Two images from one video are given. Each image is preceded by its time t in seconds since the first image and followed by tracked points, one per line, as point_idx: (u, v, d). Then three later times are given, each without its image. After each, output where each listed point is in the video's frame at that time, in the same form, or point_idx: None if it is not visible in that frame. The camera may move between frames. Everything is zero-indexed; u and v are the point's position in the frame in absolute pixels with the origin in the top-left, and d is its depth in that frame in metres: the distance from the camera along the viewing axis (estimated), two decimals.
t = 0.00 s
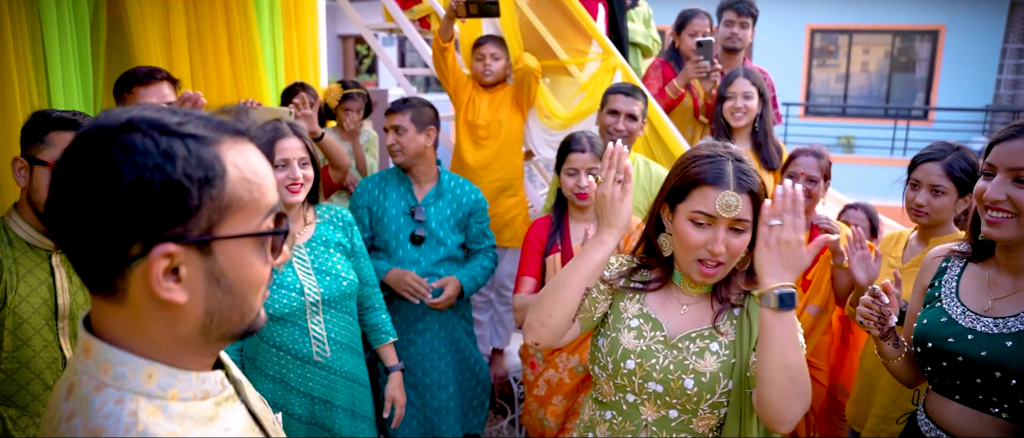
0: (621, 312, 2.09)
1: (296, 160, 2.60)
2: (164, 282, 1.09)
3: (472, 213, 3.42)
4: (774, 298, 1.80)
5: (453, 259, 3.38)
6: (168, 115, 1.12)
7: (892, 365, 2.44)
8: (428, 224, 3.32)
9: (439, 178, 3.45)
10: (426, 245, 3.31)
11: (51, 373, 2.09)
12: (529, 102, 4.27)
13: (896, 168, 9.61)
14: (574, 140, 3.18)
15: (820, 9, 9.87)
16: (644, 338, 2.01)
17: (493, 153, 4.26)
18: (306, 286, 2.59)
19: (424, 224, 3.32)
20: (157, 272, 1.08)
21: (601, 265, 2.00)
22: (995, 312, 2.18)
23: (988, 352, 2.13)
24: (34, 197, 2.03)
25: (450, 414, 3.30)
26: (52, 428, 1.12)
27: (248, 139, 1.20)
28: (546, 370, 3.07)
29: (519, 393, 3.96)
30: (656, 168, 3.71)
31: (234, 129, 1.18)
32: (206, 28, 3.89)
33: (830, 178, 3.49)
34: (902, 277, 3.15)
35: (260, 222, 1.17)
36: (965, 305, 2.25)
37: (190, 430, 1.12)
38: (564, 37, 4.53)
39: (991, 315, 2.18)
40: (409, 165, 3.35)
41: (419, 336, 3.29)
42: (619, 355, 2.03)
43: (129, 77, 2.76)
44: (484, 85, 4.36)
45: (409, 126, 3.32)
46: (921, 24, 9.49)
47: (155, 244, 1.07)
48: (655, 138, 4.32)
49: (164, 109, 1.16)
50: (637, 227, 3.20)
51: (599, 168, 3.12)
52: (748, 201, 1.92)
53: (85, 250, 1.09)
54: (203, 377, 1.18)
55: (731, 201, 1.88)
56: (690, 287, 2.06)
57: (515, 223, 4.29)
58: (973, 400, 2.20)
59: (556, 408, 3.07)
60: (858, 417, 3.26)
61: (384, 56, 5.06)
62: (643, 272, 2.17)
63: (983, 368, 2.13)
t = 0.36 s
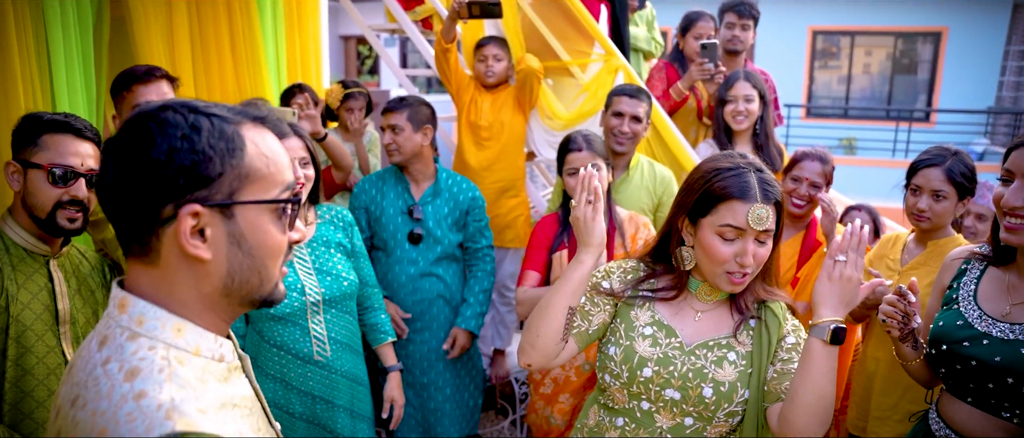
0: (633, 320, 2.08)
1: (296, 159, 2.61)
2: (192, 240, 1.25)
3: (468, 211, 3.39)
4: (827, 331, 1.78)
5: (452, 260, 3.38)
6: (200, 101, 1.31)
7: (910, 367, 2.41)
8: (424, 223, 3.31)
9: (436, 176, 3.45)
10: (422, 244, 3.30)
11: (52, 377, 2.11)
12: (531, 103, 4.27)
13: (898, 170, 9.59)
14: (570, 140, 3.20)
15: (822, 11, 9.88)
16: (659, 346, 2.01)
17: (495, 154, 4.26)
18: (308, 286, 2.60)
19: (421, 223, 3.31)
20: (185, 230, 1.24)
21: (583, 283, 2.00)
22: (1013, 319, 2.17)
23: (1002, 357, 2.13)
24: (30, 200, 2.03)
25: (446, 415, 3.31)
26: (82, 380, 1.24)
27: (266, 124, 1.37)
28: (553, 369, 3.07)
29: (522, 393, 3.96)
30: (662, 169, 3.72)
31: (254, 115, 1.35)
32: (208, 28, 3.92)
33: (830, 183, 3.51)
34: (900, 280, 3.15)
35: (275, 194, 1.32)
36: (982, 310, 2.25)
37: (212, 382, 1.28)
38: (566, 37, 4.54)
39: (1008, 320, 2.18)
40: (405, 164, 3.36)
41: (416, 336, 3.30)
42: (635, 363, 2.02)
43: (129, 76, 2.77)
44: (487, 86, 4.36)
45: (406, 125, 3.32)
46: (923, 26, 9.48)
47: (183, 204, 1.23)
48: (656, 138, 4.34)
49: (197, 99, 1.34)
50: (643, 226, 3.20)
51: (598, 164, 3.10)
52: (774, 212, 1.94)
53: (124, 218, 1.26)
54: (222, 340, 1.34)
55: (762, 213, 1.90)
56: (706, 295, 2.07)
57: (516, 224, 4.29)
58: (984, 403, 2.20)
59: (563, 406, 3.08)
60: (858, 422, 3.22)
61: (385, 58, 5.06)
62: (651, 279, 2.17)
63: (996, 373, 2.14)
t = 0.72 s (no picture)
0: (639, 323, 2.09)
1: (296, 159, 2.61)
2: (201, 231, 1.41)
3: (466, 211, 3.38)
4: (836, 341, 1.77)
5: (449, 260, 3.39)
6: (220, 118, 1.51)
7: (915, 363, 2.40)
8: (420, 224, 3.31)
9: (432, 175, 3.44)
10: (419, 244, 3.30)
11: (47, 377, 2.14)
12: (532, 103, 4.28)
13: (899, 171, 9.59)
14: (566, 143, 3.21)
15: (822, 13, 9.89)
16: (666, 347, 2.02)
17: (496, 154, 4.27)
18: (307, 286, 2.60)
19: (417, 224, 3.31)
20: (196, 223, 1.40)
21: (580, 296, 2.02)
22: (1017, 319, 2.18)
23: (1002, 354, 2.14)
24: (4, 197, 2.03)
25: (446, 414, 3.31)
26: (104, 343, 1.38)
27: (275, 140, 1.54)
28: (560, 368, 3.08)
29: (522, 393, 3.83)
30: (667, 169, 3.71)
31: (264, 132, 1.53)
32: (209, 29, 3.92)
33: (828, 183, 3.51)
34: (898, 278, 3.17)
35: (278, 197, 1.48)
36: (987, 309, 2.25)
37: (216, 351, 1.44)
38: (568, 38, 4.54)
39: (1012, 319, 2.19)
40: (400, 165, 3.36)
41: (413, 336, 3.31)
42: (641, 365, 2.02)
43: (127, 75, 2.77)
44: (488, 87, 4.36)
45: (401, 126, 3.33)
46: (924, 27, 9.48)
47: (194, 199, 1.39)
48: (656, 139, 4.35)
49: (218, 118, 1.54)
50: (647, 226, 3.19)
51: (595, 165, 3.11)
52: (762, 206, 1.94)
53: (146, 215, 1.43)
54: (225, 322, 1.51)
55: (745, 207, 1.91)
56: (710, 298, 2.07)
57: (517, 224, 4.29)
58: (984, 400, 2.22)
59: (568, 404, 3.09)
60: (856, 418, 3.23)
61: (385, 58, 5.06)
62: (658, 282, 2.17)
63: (994, 371, 2.16)
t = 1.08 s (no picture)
0: (631, 313, 2.10)
1: (295, 156, 2.62)
2: (200, 238, 1.46)
3: (463, 207, 3.38)
4: (824, 330, 1.77)
5: (446, 257, 3.39)
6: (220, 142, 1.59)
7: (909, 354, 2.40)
8: (417, 220, 3.31)
9: (428, 173, 3.44)
10: (415, 241, 3.29)
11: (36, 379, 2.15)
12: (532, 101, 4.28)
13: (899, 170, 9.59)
14: (565, 142, 3.21)
15: (822, 12, 9.92)
16: (656, 336, 2.02)
17: (496, 151, 4.27)
18: (304, 281, 2.60)
19: (414, 221, 3.31)
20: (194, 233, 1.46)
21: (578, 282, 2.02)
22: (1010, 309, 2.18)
23: (997, 344, 2.14)
24: (4, 200, 2.05)
25: (442, 409, 3.30)
26: (117, 334, 1.40)
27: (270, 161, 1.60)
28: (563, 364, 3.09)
29: (522, 389, 3.83)
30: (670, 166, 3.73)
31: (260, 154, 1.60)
32: (210, 26, 3.92)
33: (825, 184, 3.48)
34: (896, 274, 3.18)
35: (269, 211, 1.53)
36: (980, 300, 2.25)
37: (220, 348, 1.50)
38: (568, 36, 4.55)
39: (1006, 310, 2.19)
40: (396, 163, 3.36)
41: (408, 332, 3.31)
42: (632, 353, 2.03)
43: (131, 70, 2.76)
44: (488, 84, 4.37)
45: (397, 123, 3.34)
46: (924, 26, 9.48)
47: (193, 210, 1.45)
48: (659, 138, 4.35)
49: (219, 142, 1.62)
50: (650, 223, 3.19)
51: (594, 164, 3.11)
52: (724, 182, 1.96)
53: (150, 229, 1.50)
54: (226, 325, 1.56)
55: (705, 177, 1.97)
56: (695, 283, 2.07)
57: (516, 221, 4.29)
58: (978, 390, 2.21)
59: (573, 401, 3.09)
60: (854, 414, 3.23)
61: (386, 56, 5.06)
62: (649, 271, 2.19)
63: (990, 360, 2.15)
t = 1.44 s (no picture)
0: (623, 304, 2.12)
1: (295, 149, 2.63)
2: (202, 237, 1.47)
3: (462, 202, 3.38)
4: (808, 322, 1.76)
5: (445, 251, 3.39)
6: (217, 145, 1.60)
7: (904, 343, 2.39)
8: (415, 214, 3.31)
9: (428, 166, 3.44)
10: (415, 234, 3.30)
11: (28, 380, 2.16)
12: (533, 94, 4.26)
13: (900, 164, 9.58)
14: (573, 133, 3.20)
15: (824, 7, 9.92)
16: (643, 324, 2.04)
17: (497, 145, 4.27)
18: (303, 273, 2.61)
19: (412, 214, 3.31)
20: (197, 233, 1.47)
21: (579, 277, 2.02)
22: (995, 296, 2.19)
23: (981, 329, 2.15)
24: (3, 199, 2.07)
25: (440, 401, 3.31)
26: (132, 328, 1.40)
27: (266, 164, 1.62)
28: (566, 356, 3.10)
29: (522, 383, 3.84)
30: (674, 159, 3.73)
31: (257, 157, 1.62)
32: (212, 18, 3.91)
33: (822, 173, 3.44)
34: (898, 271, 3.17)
35: (267, 211, 1.55)
36: (967, 287, 2.27)
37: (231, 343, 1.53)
38: (570, 30, 4.55)
39: (991, 296, 2.20)
40: (395, 156, 3.37)
41: (407, 324, 3.32)
42: (620, 340, 2.06)
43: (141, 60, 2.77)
44: (489, 77, 4.36)
45: (396, 117, 3.33)
46: (925, 21, 9.38)
47: (196, 210, 1.46)
48: (662, 135, 4.35)
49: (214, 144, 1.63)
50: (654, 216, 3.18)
51: (602, 155, 3.11)
52: (702, 176, 1.94)
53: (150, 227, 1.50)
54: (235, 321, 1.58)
55: (683, 170, 1.96)
56: (681, 272, 2.08)
57: (518, 215, 4.30)
58: (963, 374, 2.22)
59: (574, 393, 3.11)
60: (852, 413, 3.21)
61: (388, 49, 5.06)
62: (640, 262, 2.22)
63: (975, 345, 2.15)
